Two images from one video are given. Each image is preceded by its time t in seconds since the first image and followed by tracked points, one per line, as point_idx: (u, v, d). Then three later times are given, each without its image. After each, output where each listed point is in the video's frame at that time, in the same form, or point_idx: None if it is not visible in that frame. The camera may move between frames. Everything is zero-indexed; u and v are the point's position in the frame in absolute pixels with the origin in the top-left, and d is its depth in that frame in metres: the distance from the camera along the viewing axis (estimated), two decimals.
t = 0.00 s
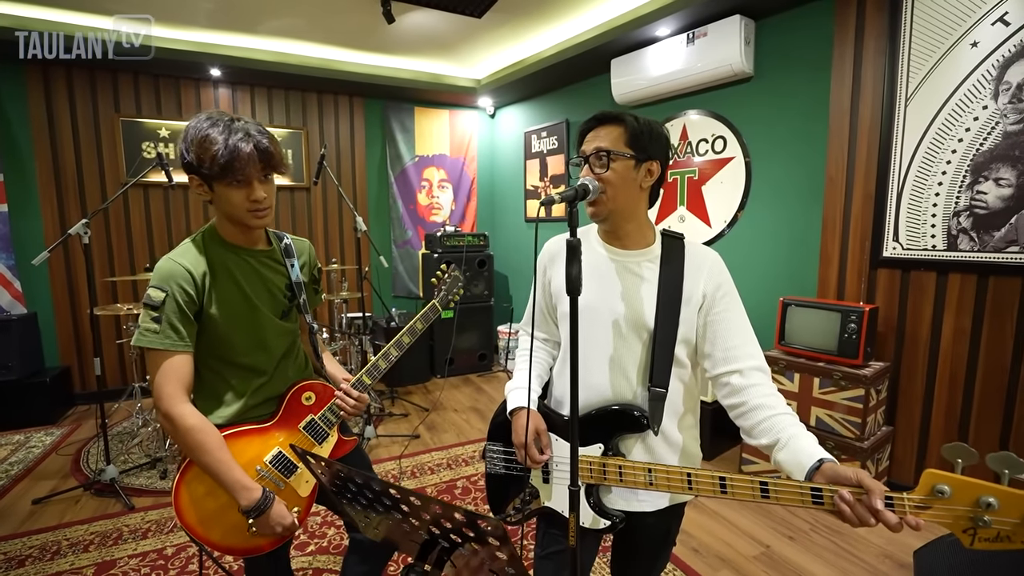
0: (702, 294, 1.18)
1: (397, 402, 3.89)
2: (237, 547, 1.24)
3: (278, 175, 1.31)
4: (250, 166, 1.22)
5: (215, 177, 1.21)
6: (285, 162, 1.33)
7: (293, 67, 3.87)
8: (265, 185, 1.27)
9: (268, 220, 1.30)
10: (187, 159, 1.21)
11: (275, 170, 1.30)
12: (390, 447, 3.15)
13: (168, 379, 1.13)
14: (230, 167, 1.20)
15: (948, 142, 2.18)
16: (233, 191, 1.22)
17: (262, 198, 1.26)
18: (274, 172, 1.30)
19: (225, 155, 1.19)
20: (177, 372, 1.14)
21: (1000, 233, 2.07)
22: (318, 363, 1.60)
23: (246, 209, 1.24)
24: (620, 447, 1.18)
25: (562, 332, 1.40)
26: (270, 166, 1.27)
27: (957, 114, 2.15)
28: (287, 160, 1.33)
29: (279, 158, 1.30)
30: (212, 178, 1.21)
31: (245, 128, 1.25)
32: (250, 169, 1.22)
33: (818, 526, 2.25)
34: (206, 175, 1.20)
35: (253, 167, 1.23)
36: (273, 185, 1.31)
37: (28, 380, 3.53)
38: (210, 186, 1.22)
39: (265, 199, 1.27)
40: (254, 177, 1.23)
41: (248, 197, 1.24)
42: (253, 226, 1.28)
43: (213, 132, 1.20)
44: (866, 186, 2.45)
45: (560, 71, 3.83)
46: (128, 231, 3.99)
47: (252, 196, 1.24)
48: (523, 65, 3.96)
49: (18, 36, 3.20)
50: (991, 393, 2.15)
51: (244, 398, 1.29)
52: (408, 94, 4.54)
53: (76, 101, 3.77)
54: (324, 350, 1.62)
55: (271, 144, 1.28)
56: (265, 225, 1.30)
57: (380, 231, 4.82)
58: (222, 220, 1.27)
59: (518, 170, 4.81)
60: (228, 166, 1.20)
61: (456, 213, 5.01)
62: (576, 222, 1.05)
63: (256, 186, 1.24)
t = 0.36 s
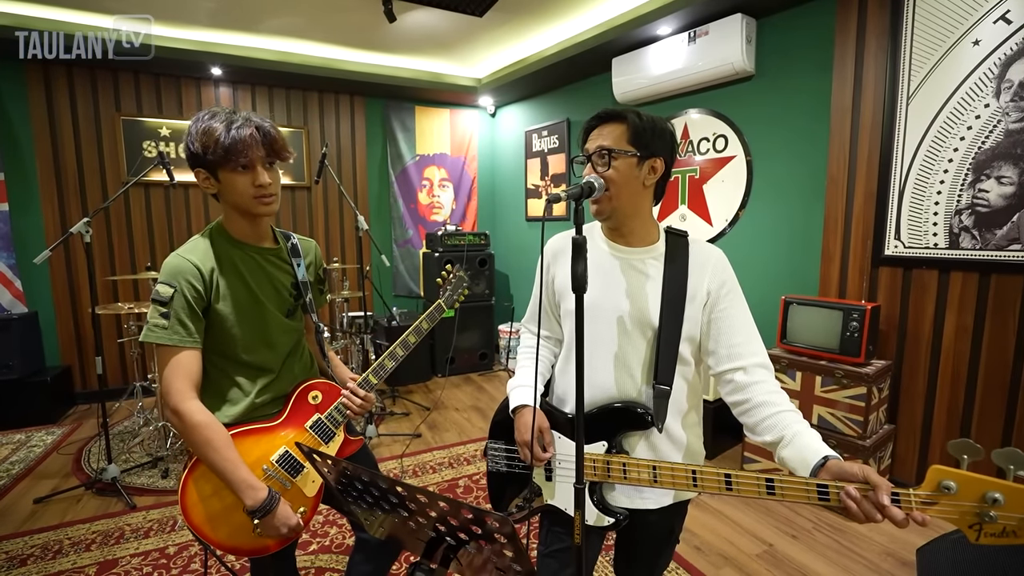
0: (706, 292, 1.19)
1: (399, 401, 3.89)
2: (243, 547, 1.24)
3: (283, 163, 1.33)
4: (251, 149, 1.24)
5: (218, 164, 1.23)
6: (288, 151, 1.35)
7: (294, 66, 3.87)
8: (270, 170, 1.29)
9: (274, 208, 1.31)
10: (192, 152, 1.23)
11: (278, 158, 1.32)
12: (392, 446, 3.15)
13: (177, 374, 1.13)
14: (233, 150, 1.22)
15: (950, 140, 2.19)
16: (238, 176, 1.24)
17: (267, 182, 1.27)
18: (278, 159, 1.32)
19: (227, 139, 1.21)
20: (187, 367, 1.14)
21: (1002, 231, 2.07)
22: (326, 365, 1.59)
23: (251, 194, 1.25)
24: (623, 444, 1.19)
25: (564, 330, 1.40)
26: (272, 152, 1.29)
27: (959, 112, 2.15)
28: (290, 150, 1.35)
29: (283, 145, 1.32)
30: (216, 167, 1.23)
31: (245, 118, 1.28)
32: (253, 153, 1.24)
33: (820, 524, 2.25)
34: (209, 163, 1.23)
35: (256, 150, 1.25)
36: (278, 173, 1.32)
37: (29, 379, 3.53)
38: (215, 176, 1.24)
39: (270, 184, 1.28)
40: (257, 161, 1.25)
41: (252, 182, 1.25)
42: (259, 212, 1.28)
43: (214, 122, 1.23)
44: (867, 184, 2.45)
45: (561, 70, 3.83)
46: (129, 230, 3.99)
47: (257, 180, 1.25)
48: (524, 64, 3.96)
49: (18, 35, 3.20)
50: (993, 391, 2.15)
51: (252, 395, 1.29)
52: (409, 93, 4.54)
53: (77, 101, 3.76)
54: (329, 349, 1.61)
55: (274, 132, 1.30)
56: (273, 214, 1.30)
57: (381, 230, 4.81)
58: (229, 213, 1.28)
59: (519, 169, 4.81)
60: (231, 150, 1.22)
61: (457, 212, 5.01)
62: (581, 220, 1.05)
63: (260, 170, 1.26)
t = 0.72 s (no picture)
0: (706, 287, 1.19)
1: (396, 400, 3.88)
2: (238, 546, 1.23)
3: (288, 163, 1.33)
4: (260, 148, 1.24)
5: (225, 162, 1.22)
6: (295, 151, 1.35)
7: (291, 64, 3.85)
8: (275, 169, 1.28)
9: (279, 208, 1.30)
10: (198, 150, 1.22)
11: (285, 158, 1.32)
12: (389, 445, 3.15)
13: (172, 371, 1.12)
14: (240, 149, 1.21)
15: (946, 139, 2.19)
16: (244, 175, 1.23)
17: (272, 181, 1.26)
18: (283, 158, 1.32)
19: (235, 138, 1.21)
20: (182, 363, 1.13)
21: (998, 230, 2.08)
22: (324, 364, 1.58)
23: (258, 193, 1.24)
24: (623, 441, 1.18)
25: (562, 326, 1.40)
26: (280, 151, 1.29)
27: (956, 111, 2.16)
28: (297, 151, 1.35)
29: (289, 145, 1.32)
30: (223, 165, 1.22)
31: (251, 116, 1.28)
32: (259, 151, 1.24)
33: (817, 522, 2.26)
34: (216, 161, 1.22)
35: (263, 149, 1.25)
36: (283, 172, 1.32)
37: (24, 378, 3.51)
38: (220, 175, 1.23)
39: (275, 183, 1.27)
40: (263, 160, 1.25)
41: (258, 180, 1.24)
42: (262, 212, 1.27)
43: (221, 121, 1.22)
44: (864, 183, 2.46)
45: (559, 68, 3.82)
46: (125, 228, 3.97)
47: (263, 178, 1.24)
48: (522, 62, 3.95)
49: (17, 33, 3.18)
50: (990, 389, 2.16)
51: (250, 392, 1.28)
52: (407, 91, 4.53)
53: (72, 98, 3.74)
54: (327, 347, 1.61)
55: (281, 132, 1.30)
56: (277, 214, 1.30)
57: (378, 229, 4.80)
58: (235, 212, 1.27)
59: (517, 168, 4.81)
60: (238, 148, 1.21)
61: (454, 211, 5.00)
62: (580, 216, 1.05)
63: (266, 169, 1.25)
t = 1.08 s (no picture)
0: (699, 288, 1.19)
1: (395, 400, 3.89)
2: (238, 544, 1.23)
3: (280, 149, 1.39)
4: (255, 128, 1.29)
5: (224, 143, 1.26)
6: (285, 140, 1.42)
7: (290, 65, 3.87)
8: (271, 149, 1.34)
9: (279, 190, 1.33)
10: (195, 140, 1.26)
11: (277, 143, 1.37)
12: (388, 445, 3.15)
13: (164, 362, 1.13)
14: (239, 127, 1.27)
15: (943, 139, 2.19)
16: (244, 153, 1.28)
17: (271, 155, 1.32)
18: (276, 143, 1.37)
19: (232, 121, 1.27)
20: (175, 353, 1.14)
21: (996, 229, 2.07)
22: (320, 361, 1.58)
23: (259, 169, 1.29)
24: (617, 441, 1.19)
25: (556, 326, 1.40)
26: (273, 137, 1.35)
27: (953, 110, 2.16)
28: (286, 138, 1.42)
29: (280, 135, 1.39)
30: (222, 147, 1.26)
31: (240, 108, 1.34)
32: (256, 129, 1.30)
33: (815, 522, 2.25)
34: (215, 145, 1.26)
35: (258, 129, 1.30)
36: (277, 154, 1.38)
37: (25, 379, 3.52)
38: (220, 160, 1.27)
39: (273, 160, 1.33)
40: (260, 138, 1.31)
41: (258, 156, 1.30)
42: (265, 194, 1.30)
43: (215, 111, 1.28)
44: (862, 182, 2.46)
45: (558, 69, 3.83)
46: (125, 229, 3.98)
47: (262, 153, 1.30)
48: (520, 62, 3.96)
49: (17, 34, 3.20)
50: (987, 389, 2.16)
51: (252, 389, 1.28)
52: (406, 92, 4.54)
53: (72, 100, 3.76)
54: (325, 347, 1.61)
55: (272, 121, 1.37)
56: (278, 196, 1.33)
57: (378, 230, 4.81)
58: (233, 203, 1.30)
59: (516, 168, 4.82)
60: (236, 128, 1.27)
61: (454, 212, 5.01)
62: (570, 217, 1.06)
63: (263, 147, 1.32)
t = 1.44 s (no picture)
0: (684, 293, 1.19)
1: (393, 401, 3.88)
2: (230, 548, 1.23)
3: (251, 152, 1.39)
4: (225, 135, 1.28)
5: (195, 150, 1.26)
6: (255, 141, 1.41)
7: (288, 67, 3.88)
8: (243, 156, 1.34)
9: (251, 194, 1.34)
10: (164, 145, 1.26)
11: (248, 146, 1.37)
12: (384, 446, 3.15)
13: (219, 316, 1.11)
14: (209, 136, 1.26)
15: (938, 140, 2.18)
16: (216, 161, 1.27)
17: (243, 166, 1.31)
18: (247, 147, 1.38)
19: (200, 127, 1.26)
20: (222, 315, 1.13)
21: (991, 230, 2.07)
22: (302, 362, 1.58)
23: (232, 177, 1.29)
24: (602, 445, 1.18)
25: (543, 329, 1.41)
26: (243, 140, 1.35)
27: (948, 111, 2.15)
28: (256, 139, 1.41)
29: (249, 136, 1.38)
30: (193, 155, 1.26)
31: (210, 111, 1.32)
32: (227, 137, 1.29)
33: (809, 524, 2.25)
34: (186, 152, 1.26)
35: (229, 135, 1.30)
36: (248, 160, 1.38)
37: (23, 380, 3.53)
38: (192, 167, 1.27)
39: (246, 168, 1.32)
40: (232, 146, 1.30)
41: (230, 165, 1.29)
42: (238, 199, 1.31)
43: (185, 117, 1.27)
44: (857, 183, 2.45)
45: (555, 70, 3.83)
46: (123, 230, 3.99)
47: (234, 163, 1.30)
48: (517, 63, 3.96)
49: (17, 36, 3.21)
50: (982, 391, 2.15)
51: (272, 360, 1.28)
52: (403, 93, 4.54)
53: (70, 102, 3.77)
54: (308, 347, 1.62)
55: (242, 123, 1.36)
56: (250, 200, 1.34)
57: (375, 231, 4.81)
58: (208, 209, 1.31)
59: (514, 168, 4.81)
60: (207, 135, 1.26)
61: (452, 212, 5.01)
62: (552, 221, 1.07)
63: (235, 155, 1.31)
